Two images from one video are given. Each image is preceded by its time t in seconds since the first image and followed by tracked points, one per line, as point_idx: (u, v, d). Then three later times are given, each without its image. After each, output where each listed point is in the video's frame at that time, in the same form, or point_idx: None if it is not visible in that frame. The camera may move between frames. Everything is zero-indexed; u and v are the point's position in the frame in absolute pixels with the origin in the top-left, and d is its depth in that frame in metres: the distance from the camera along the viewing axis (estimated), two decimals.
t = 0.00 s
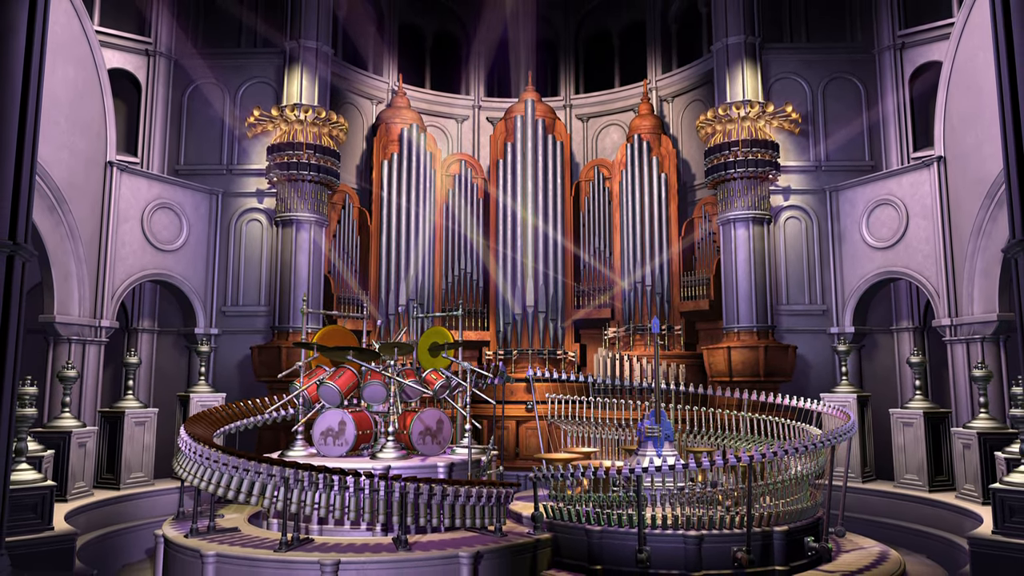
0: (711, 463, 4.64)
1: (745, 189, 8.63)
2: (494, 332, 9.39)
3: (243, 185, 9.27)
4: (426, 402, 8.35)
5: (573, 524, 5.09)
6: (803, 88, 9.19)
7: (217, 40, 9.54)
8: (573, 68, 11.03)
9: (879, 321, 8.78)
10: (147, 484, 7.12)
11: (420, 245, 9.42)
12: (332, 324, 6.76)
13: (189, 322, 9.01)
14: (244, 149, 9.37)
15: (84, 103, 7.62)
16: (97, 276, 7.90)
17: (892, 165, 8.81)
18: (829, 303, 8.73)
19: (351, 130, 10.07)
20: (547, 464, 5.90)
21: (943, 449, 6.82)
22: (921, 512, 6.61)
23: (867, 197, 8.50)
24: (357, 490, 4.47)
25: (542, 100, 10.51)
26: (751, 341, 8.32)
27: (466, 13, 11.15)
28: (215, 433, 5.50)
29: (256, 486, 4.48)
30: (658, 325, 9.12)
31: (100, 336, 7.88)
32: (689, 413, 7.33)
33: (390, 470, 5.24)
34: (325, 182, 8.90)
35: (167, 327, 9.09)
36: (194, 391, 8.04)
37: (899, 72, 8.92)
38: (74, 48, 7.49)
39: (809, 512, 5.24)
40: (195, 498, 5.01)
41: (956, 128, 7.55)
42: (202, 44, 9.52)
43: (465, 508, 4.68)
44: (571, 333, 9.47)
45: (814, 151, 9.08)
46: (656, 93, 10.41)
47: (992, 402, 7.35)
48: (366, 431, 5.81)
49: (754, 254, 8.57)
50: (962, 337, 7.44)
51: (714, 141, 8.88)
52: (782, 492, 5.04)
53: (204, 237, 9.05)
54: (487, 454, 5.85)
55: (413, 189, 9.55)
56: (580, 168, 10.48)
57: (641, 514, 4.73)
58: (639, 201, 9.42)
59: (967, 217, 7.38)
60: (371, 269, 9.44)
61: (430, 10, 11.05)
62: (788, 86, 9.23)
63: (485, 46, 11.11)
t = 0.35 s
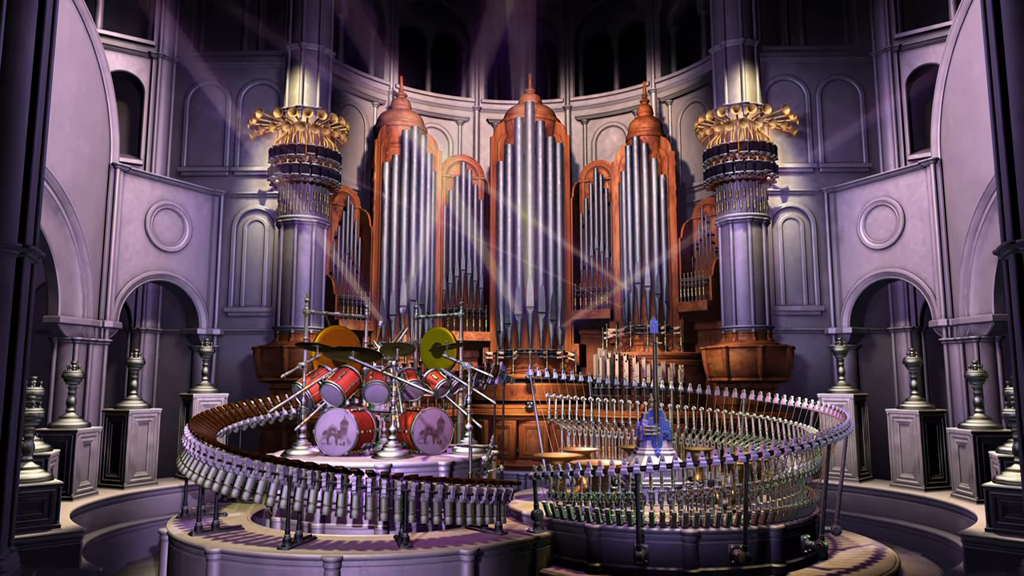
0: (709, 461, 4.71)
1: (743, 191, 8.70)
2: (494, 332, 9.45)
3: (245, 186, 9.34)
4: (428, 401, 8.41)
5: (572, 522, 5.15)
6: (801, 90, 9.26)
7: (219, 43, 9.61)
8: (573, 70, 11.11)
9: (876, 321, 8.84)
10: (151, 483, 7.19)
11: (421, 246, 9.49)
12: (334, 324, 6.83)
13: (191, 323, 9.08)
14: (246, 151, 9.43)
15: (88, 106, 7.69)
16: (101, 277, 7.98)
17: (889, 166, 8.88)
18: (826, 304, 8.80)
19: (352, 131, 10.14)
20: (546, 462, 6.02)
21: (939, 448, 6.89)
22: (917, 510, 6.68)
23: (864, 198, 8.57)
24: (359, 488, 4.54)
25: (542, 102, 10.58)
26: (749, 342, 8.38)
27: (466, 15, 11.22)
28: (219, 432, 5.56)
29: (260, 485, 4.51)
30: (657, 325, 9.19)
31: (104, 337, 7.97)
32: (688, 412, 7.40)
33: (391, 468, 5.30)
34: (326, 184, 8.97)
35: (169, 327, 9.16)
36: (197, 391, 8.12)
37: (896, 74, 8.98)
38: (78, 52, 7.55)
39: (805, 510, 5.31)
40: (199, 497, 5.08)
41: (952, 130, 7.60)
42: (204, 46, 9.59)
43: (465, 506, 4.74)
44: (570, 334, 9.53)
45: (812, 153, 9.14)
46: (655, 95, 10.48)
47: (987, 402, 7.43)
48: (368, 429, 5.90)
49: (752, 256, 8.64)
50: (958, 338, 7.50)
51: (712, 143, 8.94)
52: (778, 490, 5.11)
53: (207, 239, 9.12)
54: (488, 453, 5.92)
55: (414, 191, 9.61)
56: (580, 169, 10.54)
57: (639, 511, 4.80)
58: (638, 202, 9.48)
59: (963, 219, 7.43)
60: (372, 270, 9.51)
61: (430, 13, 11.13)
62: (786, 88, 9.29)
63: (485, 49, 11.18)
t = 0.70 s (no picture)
0: (707, 460, 4.77)
1: (742, 193, 8.76)
2: (495, 333, 9.51)
3: (247, 188, 9.40)
4: (429, 401, 8.48)
5: (572, 521, 5.21)
6: (799, 92, 9.32)
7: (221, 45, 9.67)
8: (573, 72, 11.18)
9: (874, 321, 8.91)
10: (155, 482, 7.26)
11: (421, 248, 9.55)
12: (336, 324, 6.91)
13: (194, 323, 9.15)
14: (248, 152, 9.49)
15: (92, 108, 7.75)
16: (104, 278, 8.04)
17: (887, 168, 8.94)
18: (824, 305, 8.87)
19: (354, 133, 10.21)
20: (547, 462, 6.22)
21: (935, 448, 6.96)
22: (913, 509, 6.75)
23: (862, 200, 8.63)
24: (361, 487, 4.60)
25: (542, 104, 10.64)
26: (748, 342, 8.44)
27: (466, 17, 11.29)
28: (222, 431, 5.63)
29: (263, 483, 4.56)
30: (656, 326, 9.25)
31: (107, 337, 8.03)
32: (686, 412, 7.46)
33: (393, 468, 5.35)
34: (327, 185, 9.03)
35: (172, 328, 9.23)
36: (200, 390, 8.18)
37: (894, 76, 9.05)
38: (82, 54, 7.61)
39: (802, 509, 5.37)
40: (202, 494, 5.13)
41: (948, 132, 7.66)
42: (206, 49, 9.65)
43: (465, 504, 4.79)
44: (570, 334, 9.59)
45: (810, 155, 9.20)
46: (654, 97, 10.54)
47: (982, 402, 7.50)
48: (370, 429, 5.92)
49: (751, 257, 8.69)
50: (955, 338, 7.59)
51: (711, 145, 9.00)
52: (776, 489, 5.18)
53: (209, 240, 9.19)
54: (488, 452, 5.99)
55: (415, 192, 9.68)
56: (579, 170, 10.60)
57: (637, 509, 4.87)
58: (638, 203, 9.54)
59: (959, 220, 7.48)
60: (373, 270, 9.58)
61: (431, 15, 11.21)
62: (784, 90, 9.35)
63: (485, 50, 11.24)
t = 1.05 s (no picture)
0: (705, 459, 4.83)
1: (740, 194, 8.81)
2: (495, 333, 9.57)
3: (249, 189, 9.46)
4: (430, 401, 8.55)
5: (571, 519, 5.27)
6: (798, 94, 9.38)
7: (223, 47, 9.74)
8: (572, 74, 11.25)
9: (871, 322, 8.97)
10: (158, 481, 7.32)
11: (422, 249, 9.61)
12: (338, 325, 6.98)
13: (196, 324, 9.21)
14: (250, 154, 9.55)
15: (96, 111, 7.81)
16: (107, 279, 8.10)
17: (885, 169, 8.99)
18: (822, 305, 8.92)
19: (355, 135, 10.27)
20: (547, 461, 6.30)
21: (931, 447, 7.01)
22: (910, 508, 6.81)
23: (860, 201, 8.69)
24: (363, 485, 4.66)
25: (542, 105, 10.71)
26: (746, 342, 8.50)
27: (467, 20, 11.36)
28: (225, 430, 5.69)
29: (266, 482, 4.62)
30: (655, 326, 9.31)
31: (110, 337, 8.09)
32: (685, 412, 7.52)
33: (394, 466, 5.44)
34: (329, 186, 9.08)
35: (174, 328, 9.29)
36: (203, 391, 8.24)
37: (891, 79, 9.12)
38: (86, 57, 7.67)
39: (799, 507, 5.42)
40: (205, 493, 5.19)
41: (944, 134, 7.71)
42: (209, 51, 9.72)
43: (466, 503, 4.85)
44: (570, 335, 9.65)
45: (809, 156, 9.27)
46: (654, 99, 10.60)
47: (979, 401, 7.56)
48: (372, 428, 5.91)
49: (749, 257, 8.75)
50: (952, 338, 7.66)
51: (710, 147, 9.06)
52: (773, 487, 5.24)
53: (211, 241, 9.25)
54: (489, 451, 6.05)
55: (415, 193, 9.74)
56: (579, 172, 10.66)
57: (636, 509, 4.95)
58: (638, 205, 9.60)
59: (956, 221, 7.53)
60: (374, 271, 9.64)
61: (432, 18, 11.28)
62: (782, 92, 9.42)
63: (486, 52, 11.31)
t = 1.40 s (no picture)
0: (703, 459, 4.88)
1: (739, 195, 8.85)
2: (495, 333, 9.62)
3: (250, 190, 9.52)
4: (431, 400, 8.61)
5: (571, 518, 5.33)
6: (796, 96, 9.44)
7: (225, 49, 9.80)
8: (572, 76, 11.31)
9: (869, 322, 9.04)
10: (161, 481, 7.37)
11: (422, 250, 9.67)
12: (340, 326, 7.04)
13: (198, 324, 9.26)
14: (252, 155, 9.62)
15: (99, 113, 7.86)
16: (110, 279, 8.15)
17: (883, 171, 9.05)
18: (821, 306, 8.97)
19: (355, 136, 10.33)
20: (547, 460, 6.35)
21: (928, 447, 7.07)
22: (907, 507, 6.87)
23: (858, 202, 8.74)
24: (365, 484, 4.71)
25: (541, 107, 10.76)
26: (744, 343, 8.55)
27: (467, 21, 11.42)
28: (228, 430, 5.74)
29: (269, 481, 4.67)
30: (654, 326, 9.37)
31: (113, 338, 8.15)
32: (684, 412, 7.57)
33: (396, 465, 5.51)
34: (330, 188, 9.13)
35: (176, 329, 9.35)
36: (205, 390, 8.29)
37: (889, 81, 9.17)
38: (89, 60, 7.73)
39: (796, 506, 5.48)
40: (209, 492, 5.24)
41: (941, 136, 7.77)
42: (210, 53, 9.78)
43: (466, 502, 4.90)
44: (570, 335, 9.70)
45: (807, 158, 9.33)
46: (653, 100, 10.64)
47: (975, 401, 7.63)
48: (373, 428, 5.83)
49: (748, 258, 8.80)
50: (949, 338, 7.71)
51: (709, 148, 9.11)
52: (770, 486, 5.30)
53: (213, 242, 9.29)
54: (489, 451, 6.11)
55: (416, 194, 9.79)
56: (579, 173, 10.71)
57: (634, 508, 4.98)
58: (637, 206, 9.65)
59: (953, 223, 7.59)
60: (375, 272, 9.70)
61: (432, 20, 11.34)
62: (781, 94, 9.47)
63: (486, 54, 11.36)
